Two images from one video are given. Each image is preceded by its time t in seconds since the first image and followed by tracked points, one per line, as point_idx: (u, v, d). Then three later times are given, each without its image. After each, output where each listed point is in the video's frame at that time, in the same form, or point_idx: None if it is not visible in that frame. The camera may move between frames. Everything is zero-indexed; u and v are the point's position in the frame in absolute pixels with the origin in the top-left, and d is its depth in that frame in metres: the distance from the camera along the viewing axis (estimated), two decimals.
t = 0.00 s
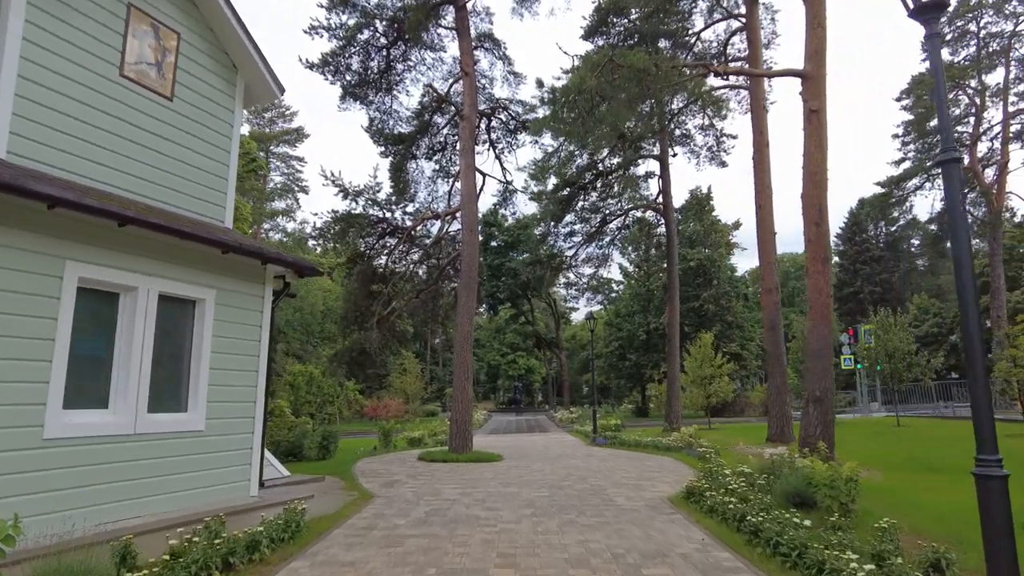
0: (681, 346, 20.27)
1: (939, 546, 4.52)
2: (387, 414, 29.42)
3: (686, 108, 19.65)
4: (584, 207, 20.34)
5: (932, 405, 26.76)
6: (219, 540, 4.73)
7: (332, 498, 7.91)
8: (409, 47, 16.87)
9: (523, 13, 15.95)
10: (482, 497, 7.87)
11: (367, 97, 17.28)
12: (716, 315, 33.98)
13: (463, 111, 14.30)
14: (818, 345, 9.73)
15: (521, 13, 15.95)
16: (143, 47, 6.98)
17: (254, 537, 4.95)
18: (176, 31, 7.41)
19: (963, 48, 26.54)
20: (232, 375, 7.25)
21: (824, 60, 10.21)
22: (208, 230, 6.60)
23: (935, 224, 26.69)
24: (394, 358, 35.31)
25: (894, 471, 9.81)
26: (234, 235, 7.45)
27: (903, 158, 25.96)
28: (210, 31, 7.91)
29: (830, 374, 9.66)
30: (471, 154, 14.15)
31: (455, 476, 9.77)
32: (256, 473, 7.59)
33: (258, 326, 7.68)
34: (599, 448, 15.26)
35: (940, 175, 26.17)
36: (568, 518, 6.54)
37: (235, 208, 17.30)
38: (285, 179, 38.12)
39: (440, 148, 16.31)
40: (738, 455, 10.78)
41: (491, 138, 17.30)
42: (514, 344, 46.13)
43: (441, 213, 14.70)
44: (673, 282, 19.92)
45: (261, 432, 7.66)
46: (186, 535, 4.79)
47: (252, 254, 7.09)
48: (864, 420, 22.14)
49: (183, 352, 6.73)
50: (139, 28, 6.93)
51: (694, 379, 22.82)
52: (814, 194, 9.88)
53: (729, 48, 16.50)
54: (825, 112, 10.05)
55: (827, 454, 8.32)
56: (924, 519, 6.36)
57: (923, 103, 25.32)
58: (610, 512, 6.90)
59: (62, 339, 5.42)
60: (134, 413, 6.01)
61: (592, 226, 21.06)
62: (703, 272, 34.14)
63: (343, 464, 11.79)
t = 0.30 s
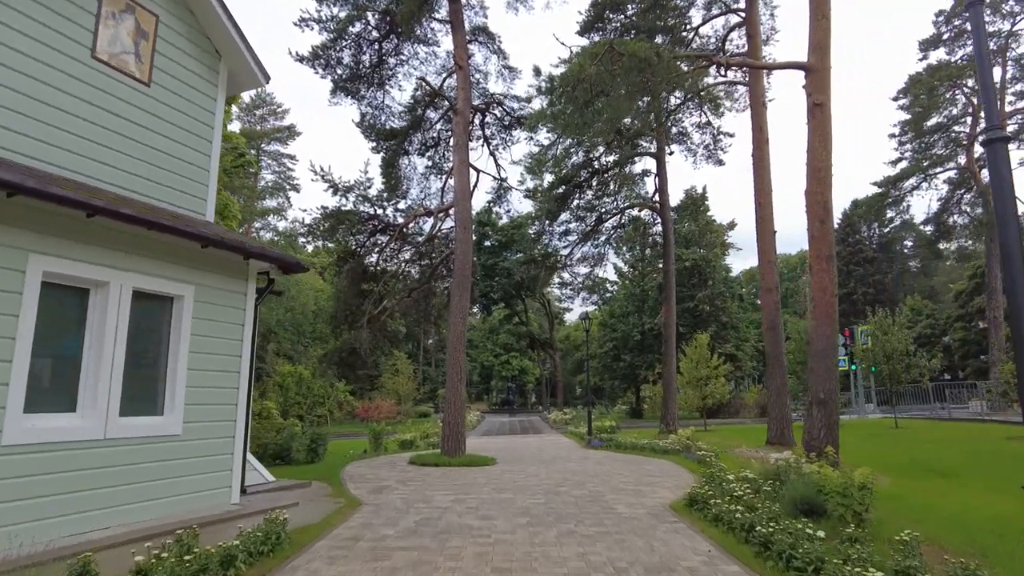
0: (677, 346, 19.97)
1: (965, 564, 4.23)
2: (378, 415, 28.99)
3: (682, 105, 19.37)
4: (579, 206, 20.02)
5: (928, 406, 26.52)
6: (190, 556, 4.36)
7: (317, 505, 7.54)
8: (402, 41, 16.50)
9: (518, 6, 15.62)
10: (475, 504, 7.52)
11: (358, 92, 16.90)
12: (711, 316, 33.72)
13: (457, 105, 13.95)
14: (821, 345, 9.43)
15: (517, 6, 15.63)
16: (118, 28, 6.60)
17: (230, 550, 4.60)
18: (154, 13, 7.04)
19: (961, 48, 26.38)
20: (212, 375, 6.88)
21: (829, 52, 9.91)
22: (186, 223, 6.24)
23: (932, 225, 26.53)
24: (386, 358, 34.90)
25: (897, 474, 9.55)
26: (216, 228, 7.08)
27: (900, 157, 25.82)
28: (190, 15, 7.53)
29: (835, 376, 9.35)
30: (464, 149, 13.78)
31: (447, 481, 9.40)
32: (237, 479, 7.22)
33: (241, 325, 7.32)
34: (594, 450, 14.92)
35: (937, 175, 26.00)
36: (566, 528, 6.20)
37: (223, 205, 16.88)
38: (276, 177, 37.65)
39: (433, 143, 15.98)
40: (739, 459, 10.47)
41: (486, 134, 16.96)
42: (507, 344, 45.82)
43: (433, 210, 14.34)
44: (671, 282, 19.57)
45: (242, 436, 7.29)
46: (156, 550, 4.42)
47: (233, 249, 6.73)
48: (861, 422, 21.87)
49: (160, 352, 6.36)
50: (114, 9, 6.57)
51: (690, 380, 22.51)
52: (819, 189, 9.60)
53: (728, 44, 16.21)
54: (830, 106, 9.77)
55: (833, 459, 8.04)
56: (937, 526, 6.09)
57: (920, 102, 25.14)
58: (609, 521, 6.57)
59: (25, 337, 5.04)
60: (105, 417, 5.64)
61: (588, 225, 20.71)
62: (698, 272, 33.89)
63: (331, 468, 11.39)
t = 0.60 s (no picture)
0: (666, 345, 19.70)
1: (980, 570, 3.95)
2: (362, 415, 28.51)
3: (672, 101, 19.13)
4: (568, 203, 19.69)
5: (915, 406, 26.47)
6: (143, 568, 3.97)
7: (292, 510, 7.15)
8: (386, 32, 16.09)
9: None
10: (458, 508, 7.15)
11: (341, 84, 16.47)
12: (698, 315, 33.56)
13: (442, 96, 13.57)
14: (817, 342, 9.19)
15: None
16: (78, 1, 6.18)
17: (189, 561, 4.21)
18: None
19: (948, 48, 26.39)
20: (179, 373, 6.48)
21: (824, 42, 9.67)
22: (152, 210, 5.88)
23: (919, 225, 26.53)
24: (371, 358, 34.45)
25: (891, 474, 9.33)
26: (184, 216, 6.68)
27: (888, 157, 25.82)
28: None
29: (830, 374, 9.09)
30: (450, 142, 13.39)
31: (430, 484, 9.04)
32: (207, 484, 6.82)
33: (210, 319, 6.92)
34: (582, 451, 14.62)
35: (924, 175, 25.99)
36: (554, 533, 5.86)
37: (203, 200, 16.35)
38: (260, 174, 37.00)
39: (419, 137, 15.62)
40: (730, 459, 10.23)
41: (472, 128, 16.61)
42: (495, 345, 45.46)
43: (418, 204, 13.96)
44: (660, 279, 19.28)
45: (212, 437, 6.89)
46: (106, 561, 4.02)
47: (202, 238, 6.35)
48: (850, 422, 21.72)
49: (121, 346, 5.95)
50: None
51: (678, 380, 22.26)
52: (814, 181, 9.36)
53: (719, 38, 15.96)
54: (825, 97, 9.54)
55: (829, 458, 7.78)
56: (940, 527, 5.84)
57: (908, 101, 25.08)
58: (599, 525, 6.24)
59: None
60: (58, 417, 5.22)
61: (576, 222, 20.39)
62: (685, 272, 33.74)
63: (310, 471, 10.97)
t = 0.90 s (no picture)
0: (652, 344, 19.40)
1: None
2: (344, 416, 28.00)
3: (658, 96, 18.84)
4: (553, 199, 19.31)
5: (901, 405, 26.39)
6: None
7: (259, 517, 6.70)
8: (367, 22, 15.61)
9: None
10: (436, 516, 6.75)
11: (319, 75, 15.97)
12: (684, 315, 33.36)
13: (424, 87, 13.15)
14: (809, 340, 8.91)
15: None
16: None
17: None
18: None
19: (933, 47, 26.34)
20: (136, 371, 6.01)
21: (817, 31, 9.39)
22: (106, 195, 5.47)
23: (904, 225, 26.50)
24: (354, 358, 33.92)
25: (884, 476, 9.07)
26: (142, 203, 6.22)
27: (874, 156, 25.80)
28: None
29: (824, 373, 8.81)
30: (431, 132, 12.96)
31: (408, 489, 8.63)
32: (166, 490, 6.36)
33: (170, 314, 6.46)
34: (567, 452, 14.28)
35: (910, 174, 25.96)
36: (537, 543, 5.47)
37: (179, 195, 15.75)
38: (241, 171, 36.25)
39: (400, 130, 15.21)
40: (720, 460, 9.92)
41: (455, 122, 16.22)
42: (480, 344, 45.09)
43: (398, 198, 13.54)
44: (646, 277, 18.97)
45: (171, 441, 6.42)
46: None
47: (161, 227, 5.90)
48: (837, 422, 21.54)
49: (69, 342, 5.47)
50: None
51: (664, 380, 21.97)
52: (806, 173, 9.08)
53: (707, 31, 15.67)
54: (818, 87, 9.26)
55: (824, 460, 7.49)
56: (945, 534, 5.54)
57: (894, 100, 24.99)
58: (584, 534, 5.87)
59: None
60: None
61: (561, 219, 20.04)
62: (671, 271, 33.54)
63: (283, 475, 10.50)
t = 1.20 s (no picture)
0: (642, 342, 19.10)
1: None
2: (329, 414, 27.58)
3: (649, 91, 18.55)
4: (542, 194, 18.96)
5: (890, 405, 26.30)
6: None
7: (231, 523, 6.30)
8: (351, 10, 15.16)
9: None
10: (419, 521, 6.39)
11: (302, 65, 15.53)
12: (673, 314, 33.15)
13: (410, 76, 12.75)
14: (807, 337, 8.63)
15: None
16: None
17: None
18: None
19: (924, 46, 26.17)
20: (96, 367, 5.59)
21: (816, 18, 9.07)
22: (62, 177, 5.07)
23: (894, 224, 26.42)
24: (340, 356, 33.46)
25: (883, 476, 8.82)
26: (104, 187, 5.81)
27: (864, 154, 25.68)
28: None
29: (821, 371, 8.54)
30: (417, 123, 12.55)
31: (390, 492, 8.24)
32: (130, 494, 5.93)
33: (135, 306, 6.04)
34: (555, 452, 13.96)
35: (899, 173, 25.90)
36: (526, 551, 5.12)
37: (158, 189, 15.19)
38: (225, 166, 35.57)
39: (385, 121, 14.84)
40: (714, 461, 9.63)
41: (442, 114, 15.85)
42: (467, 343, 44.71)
43: (382, 191, 13.14)
44: (637, 275, 18.67)
45: (137, 442, 5.99)
46: None
47: (122, 212, 5.48)
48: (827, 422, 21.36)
49: (21, 335, 5.04)
50: None
51: (654, 379, 21.69)
52: (804, 165, 8.80)
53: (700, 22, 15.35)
54: (816, 76, 8.98)
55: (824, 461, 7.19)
56: (957, 540, 5.25)
57: (885, 99, 24.83)
58: (576, 540, 5.52)
59: None
60: None
61: (550, 215, 19.70)
62: (661, 269, 33.33)
63: (261, 477, 10.08)
